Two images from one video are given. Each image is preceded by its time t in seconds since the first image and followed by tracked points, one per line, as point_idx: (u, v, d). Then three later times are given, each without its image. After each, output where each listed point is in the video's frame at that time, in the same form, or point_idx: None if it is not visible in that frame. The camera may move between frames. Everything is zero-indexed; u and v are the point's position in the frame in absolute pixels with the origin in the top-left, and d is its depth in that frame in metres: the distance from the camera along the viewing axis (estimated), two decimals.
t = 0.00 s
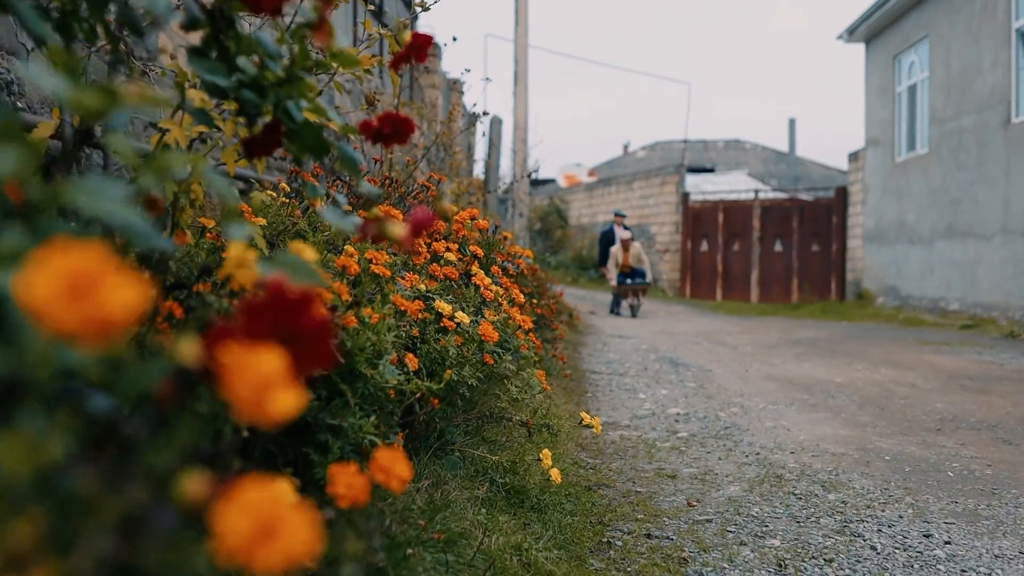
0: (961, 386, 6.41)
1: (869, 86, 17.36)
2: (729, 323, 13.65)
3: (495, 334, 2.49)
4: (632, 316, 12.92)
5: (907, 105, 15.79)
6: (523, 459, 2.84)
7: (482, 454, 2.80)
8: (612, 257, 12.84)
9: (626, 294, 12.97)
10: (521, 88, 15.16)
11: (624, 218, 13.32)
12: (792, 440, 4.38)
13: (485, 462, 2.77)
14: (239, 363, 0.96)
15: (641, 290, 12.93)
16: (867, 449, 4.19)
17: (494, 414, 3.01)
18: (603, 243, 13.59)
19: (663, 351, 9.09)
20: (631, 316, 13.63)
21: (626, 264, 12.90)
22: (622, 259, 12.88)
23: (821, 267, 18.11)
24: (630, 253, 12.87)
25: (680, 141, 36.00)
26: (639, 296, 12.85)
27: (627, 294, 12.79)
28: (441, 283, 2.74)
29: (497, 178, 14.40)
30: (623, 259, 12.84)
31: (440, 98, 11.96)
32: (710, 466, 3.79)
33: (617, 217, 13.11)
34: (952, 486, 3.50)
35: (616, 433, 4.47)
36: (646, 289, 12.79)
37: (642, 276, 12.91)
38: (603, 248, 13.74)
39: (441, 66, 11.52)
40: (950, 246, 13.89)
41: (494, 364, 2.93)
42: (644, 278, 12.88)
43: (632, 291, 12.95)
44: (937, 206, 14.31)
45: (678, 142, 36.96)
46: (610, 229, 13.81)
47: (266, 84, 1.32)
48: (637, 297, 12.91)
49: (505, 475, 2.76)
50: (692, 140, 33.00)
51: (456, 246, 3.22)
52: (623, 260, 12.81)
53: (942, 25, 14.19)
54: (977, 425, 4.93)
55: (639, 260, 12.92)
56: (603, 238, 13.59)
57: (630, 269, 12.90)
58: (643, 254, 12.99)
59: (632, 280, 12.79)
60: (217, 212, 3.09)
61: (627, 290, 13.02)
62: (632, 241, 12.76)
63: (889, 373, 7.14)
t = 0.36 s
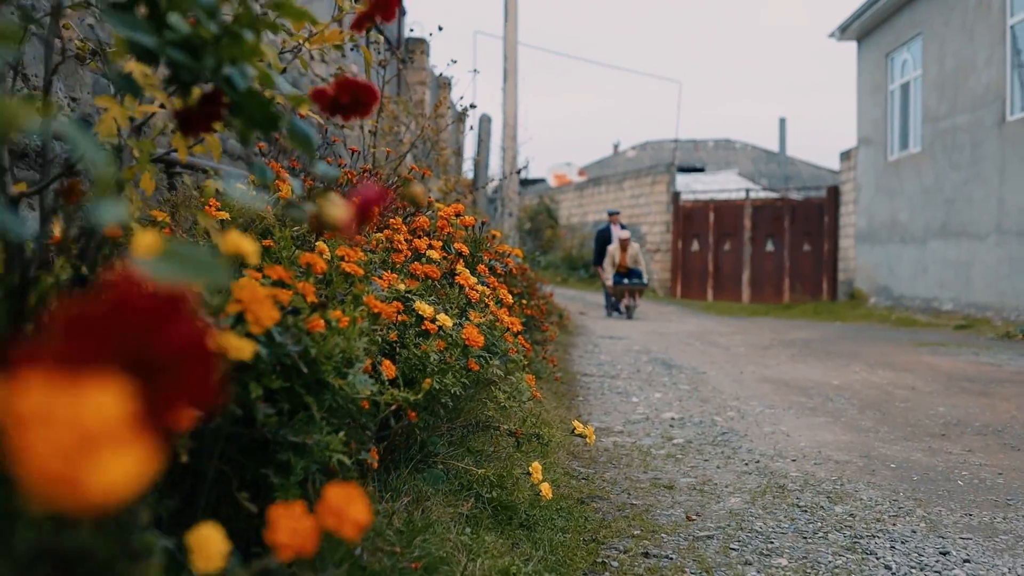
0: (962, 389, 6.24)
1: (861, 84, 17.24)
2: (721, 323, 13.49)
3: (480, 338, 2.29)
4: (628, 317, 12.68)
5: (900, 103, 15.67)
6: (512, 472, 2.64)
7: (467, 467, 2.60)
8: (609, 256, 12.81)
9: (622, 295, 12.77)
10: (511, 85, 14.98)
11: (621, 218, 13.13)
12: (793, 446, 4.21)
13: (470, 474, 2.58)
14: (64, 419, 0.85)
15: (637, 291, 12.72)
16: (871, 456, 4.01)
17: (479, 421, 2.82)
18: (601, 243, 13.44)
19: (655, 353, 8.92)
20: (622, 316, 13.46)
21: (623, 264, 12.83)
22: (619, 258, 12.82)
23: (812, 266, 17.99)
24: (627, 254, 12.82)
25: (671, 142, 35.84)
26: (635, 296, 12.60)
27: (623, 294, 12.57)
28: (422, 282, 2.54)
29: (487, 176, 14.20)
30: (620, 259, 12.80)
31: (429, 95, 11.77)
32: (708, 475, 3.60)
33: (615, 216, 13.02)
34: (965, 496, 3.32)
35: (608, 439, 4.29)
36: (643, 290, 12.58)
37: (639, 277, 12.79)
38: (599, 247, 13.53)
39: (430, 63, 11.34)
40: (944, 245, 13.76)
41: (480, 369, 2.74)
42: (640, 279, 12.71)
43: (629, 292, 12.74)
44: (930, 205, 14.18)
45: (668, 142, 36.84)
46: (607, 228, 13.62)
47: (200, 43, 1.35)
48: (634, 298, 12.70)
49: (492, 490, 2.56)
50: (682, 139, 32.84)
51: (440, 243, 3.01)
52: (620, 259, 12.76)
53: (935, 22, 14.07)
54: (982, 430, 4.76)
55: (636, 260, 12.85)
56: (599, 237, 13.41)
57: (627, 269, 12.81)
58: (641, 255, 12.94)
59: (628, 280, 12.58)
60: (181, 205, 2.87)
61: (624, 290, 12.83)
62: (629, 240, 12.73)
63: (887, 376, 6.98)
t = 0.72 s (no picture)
0: (952, 392, 6.08)
1: (844, 82, 17.16)
2: (702, 323, 13.32)
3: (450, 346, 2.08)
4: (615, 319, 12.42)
5: (882, 102, 15.60)
6: (486, 490, 2.44)
7: (438, 485, 2.39)
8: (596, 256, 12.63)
9: (610, 296, 12.51)
10: (491, 82, 14.77)
11: (611, 217, 12.88)
12: (783, 454, 4.03)
13: (442, 492, 2.37)
14: None
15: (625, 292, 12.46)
16: (865, 465, 3.84)
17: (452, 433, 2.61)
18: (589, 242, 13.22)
19: (637, 355, 8.73)
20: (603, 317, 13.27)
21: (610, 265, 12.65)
22: (607, 259, 12.64)
23: (795, 266, 17.90)
24: (615, 254, 12.63)
25: (652, 141, 35.71)
26: (623, 297, 12.33)
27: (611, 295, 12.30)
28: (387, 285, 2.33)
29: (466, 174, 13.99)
30: (608, 259, 12.62)
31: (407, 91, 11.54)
32: (696, 486, 3.41)
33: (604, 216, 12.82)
34: (966, 509, 3.15)
35: (590, 448, 4.09)
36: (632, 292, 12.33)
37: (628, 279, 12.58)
38: (588, 247, 13.26)
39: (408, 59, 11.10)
40: (927, 245, 13.68)
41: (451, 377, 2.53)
42: (628, 280, 12.47)
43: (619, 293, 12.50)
44: (913, 205, 14.10)
45: (649, 142, 36.70)
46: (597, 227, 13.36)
47: None
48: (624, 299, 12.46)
49: (464, 509, 2.36)
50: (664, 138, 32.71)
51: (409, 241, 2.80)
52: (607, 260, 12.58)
53: (918, 21, 13.98)
54: (976, 436, 4.60)
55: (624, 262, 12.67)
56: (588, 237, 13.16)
57: (615, 271, 12.62)
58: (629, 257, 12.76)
59: (617, 281, 12.32)
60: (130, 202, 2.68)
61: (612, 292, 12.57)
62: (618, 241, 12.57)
63: (874, 378, 6.82)
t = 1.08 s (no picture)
0: (934, 395, 5.93)
1: (819, 82, 17.12)
2: (678, 325, 13.16)
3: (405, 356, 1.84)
4: (598, 322, 12.11)
5: (857, 102, 15.55)
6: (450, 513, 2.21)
7: (398, 508, 2.17)
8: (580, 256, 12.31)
9: (593, 298, 12.21)
10: (464, 80, 14.57)
11: (595, 216, 12.63)
12: (766, 464, 3.85)
13: (402, 516, 2.15)
14: None
15: (608, 294, 12.16)
16: (851, 475, 3.67)
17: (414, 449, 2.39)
18: (572, 242, 12.90)
19: (613, 357, 8.53)
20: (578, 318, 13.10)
21: (594, 265, 12.34)
22: (591, 259, 12.33)
23: (770, 266, 17.82)
24: (599, 255, 12.31)
25: (628, 142, 35.63)
26: (607, 299, 12.04)
27: (595, 296, 11.98)
28: (337, 288, 2.10)
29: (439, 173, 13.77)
30: (592, 260, 12.30)
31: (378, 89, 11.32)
32: (676, 500, 3.22)
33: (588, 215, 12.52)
34: (960, 524, 2.97)
35: (562, 458, 3.89)
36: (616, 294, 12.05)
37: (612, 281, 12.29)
38: (570, 246, 12.97)
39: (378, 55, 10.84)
40: (903, 245, 13.62)
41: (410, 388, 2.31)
42: (612, 283, 12.18)
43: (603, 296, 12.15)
44: (889, 205, 14.04)
45: (624, 142, 36.58)
46: (580, 225, 13.08)
47: None
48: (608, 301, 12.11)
49: (425, 534, 2.14)
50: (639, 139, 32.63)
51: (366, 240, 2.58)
52: (591, 260, 12.26)
53: (893, 20, 13.94)
54: (963, 442, 4.44)
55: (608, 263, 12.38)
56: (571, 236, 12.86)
57: (599, 272, 12.32)
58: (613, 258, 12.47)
59: (600, 283, 12.03)
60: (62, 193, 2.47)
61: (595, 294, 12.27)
62: (603, 241, 12.25)
63: (855, 380, 6.66)
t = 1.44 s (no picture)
0: (930, 399, 5.75)
1: (805, 81, 17.01)
2: (665, 325, 12.95)
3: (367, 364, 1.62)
4: (592, 325, 11.42)
5: (843, 100, 15.44)
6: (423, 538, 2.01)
7: (360, 534, 1.97)
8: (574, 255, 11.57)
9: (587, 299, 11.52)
10: (447, 77, 14.34)
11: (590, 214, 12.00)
12: (761, 473, 3.66)
13: (366, 540, 1.95)
14: None
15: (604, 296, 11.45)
16: (852, 485, 3.47)
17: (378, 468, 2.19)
18: (565, 240, 12.19)
19: (599, 359, 8.30)
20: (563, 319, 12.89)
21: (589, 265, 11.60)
22: (586, 258, 11.58)
23: (755, 266, 17.68)
24: (594, 254, 11.54)
25: (612, 142, 35.50)
26: (603, 301, 11.33)
27: (590, 298, 11.26)
28: (296, 285, 1.89)
29: (421, 172, 13.52)
30: (586, 259, 11.56)
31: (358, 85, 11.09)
32: (667, 514, 3.01)
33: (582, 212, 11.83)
34: (974, 540, 2.78)
35: (546, 467, 3.67)
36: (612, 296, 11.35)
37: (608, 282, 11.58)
38: (563, 245, 12.31)
39: (358, 50, 10.56)
40: (889, 244, 13.50)
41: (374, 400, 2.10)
42: (609, 284, 11.49)
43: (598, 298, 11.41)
44: (875, 204, 13.92)
45: (607, 142, 36.37)
46: (573, 223, 12.44)
47: None
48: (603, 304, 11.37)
49: (391, 561, 1.94)
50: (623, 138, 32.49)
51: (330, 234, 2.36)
52: (586, 259, 11.52)
53: (880, 18, 13.82)
54: (965, 448, 4.26)
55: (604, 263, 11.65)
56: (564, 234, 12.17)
57: (594, 272, 11.60)
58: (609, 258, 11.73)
59: (595, 283, 11.34)
60: None
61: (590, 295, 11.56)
62: (599, 239, 11.48)
63: (847, 383, 6.48)
